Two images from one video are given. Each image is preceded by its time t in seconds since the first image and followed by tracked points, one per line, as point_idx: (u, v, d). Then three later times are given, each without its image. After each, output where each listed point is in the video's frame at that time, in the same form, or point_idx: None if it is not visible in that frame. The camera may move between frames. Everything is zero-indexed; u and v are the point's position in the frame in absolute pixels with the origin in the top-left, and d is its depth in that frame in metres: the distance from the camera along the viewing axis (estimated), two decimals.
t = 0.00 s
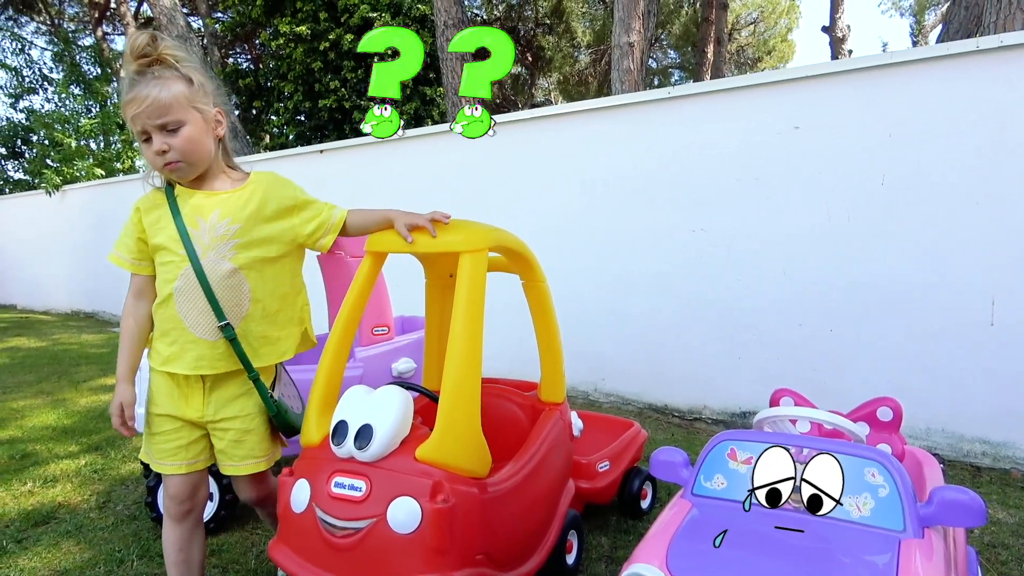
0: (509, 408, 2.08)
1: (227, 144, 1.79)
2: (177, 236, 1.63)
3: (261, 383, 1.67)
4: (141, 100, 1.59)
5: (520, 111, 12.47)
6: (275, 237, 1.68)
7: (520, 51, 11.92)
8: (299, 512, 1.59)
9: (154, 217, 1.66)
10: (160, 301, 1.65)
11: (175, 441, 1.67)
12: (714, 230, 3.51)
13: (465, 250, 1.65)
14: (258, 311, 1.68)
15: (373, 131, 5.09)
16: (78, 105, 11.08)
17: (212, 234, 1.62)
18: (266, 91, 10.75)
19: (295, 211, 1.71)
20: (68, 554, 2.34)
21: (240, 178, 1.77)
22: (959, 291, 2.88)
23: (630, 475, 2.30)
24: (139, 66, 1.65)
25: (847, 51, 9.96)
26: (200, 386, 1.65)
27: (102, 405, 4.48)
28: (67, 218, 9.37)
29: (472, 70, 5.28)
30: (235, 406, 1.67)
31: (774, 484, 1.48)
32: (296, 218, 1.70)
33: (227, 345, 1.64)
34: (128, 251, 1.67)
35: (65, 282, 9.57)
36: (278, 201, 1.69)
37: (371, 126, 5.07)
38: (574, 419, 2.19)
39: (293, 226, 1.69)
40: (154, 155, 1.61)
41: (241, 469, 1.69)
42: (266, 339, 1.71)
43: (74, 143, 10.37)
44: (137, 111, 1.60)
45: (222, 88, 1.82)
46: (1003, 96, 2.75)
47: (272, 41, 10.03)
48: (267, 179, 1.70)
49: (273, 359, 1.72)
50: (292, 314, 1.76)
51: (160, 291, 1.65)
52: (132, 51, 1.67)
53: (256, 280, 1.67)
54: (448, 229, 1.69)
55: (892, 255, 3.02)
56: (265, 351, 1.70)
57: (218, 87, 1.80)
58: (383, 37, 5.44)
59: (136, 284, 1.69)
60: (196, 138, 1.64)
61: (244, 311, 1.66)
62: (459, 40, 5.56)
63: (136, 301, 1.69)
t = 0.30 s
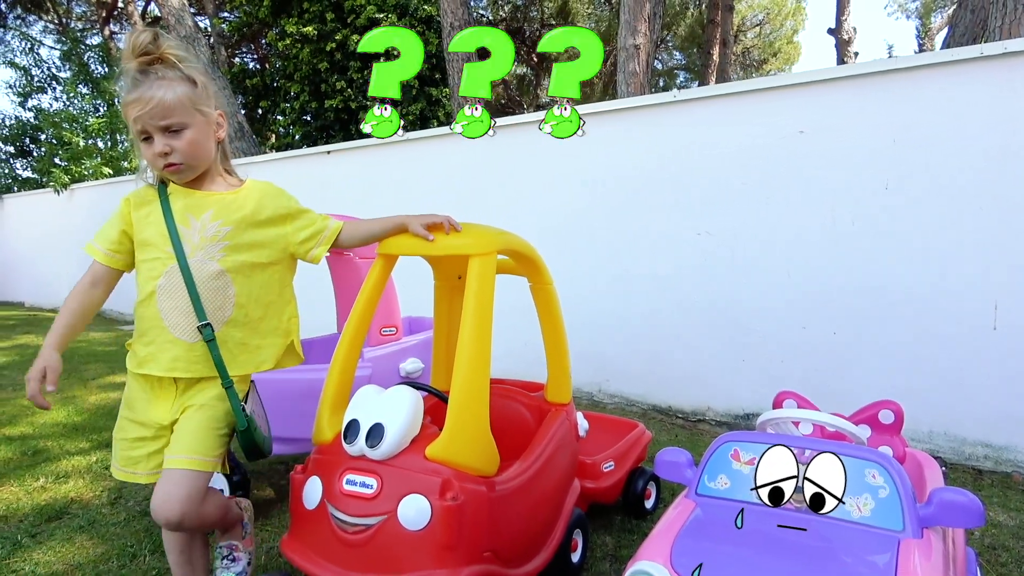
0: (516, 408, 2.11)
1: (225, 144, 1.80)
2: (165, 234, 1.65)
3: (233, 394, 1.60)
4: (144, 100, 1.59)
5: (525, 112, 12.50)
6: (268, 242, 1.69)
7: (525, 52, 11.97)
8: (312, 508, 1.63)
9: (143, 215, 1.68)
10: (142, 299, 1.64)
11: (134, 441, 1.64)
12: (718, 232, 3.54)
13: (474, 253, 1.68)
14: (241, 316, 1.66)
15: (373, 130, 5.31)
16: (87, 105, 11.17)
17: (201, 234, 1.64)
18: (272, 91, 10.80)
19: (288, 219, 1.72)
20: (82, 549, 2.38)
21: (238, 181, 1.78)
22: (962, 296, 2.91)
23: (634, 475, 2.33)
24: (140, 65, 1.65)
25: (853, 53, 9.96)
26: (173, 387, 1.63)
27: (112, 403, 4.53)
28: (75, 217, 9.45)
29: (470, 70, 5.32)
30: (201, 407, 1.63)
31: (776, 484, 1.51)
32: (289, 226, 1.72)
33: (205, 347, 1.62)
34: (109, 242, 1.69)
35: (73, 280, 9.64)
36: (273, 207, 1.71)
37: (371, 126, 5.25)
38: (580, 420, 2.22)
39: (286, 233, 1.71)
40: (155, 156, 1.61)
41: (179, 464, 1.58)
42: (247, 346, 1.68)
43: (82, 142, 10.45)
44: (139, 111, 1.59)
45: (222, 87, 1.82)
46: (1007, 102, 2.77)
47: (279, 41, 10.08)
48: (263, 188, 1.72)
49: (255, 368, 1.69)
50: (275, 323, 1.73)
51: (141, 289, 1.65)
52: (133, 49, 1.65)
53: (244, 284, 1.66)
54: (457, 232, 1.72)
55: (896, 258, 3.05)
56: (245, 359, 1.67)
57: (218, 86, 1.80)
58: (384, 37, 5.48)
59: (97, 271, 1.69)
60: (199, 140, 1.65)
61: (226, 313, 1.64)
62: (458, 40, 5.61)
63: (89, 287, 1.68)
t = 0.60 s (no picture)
0: (525, 407, 2.16)
1: (222, 147, 1.76)
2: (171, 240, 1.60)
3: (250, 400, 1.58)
4: (143, 110, 1.52)
5: (529, 111, 12.54)
6: (276, 245, 1.66)
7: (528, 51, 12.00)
8: (328, 505, 1.68)
9: (144, 218, 1.61)
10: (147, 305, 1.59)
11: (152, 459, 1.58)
12: (722, 232, 3.57)
13: (484, 256, 1.72)
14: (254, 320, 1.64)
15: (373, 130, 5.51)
16: (93, 108, 11.24)
17: (211, 238, 1.61)
18: (277, 93, 10.85)
19: (293, 220, 1.70)
20: (101, 547, 2.43)
21: (239, 184, 1.75)
22: (965, 293, 2.94)
23: (641, 472, 2.38)
24: (130, 73, 1.57)
25: (857, 50, 9.96)
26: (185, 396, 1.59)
27: (123, 404, 4.59)
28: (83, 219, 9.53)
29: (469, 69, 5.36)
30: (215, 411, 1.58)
31: (781, 480, 1.53)
32: (295, 227, 1.69)
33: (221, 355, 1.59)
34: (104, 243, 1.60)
35: (81, 282, 9.72)
36: (277, 210, 1.68)
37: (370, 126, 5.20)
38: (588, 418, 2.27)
39: (292, 235, 1.68)
40: (159, 166, 1.55)
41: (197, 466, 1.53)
42: (258, 353, 1.65)
43: (89, 146, 10.52)
44: (137, 122, 1.53)
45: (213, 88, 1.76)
46: (1007, 101, 2.80)
47: (283, 43, 10.12)
48: (267, 192, 1.69)
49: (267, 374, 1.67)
50: (285, 327, 1.70)
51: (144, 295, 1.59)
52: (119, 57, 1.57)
53: (255, 288, 1.64)
54: (467, 235, 1.76)
55: (899, 257, 3.08)
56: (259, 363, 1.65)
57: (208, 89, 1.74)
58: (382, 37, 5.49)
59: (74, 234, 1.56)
60: (202, 147, 1.61)
61: (239, 318, 1.62)
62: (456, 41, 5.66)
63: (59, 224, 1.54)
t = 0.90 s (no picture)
0: (533, 405, 2.21)
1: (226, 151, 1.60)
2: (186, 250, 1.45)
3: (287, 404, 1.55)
4: (141, 116, 1.37)
5: (534, 110, 12.59)
6: (292, 251, 1.56)
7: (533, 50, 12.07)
8: (343, 499, 1.73)
9: (151, 228, 1.45)
10: (163, 325, 1.44)
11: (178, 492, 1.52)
12: (727, 233, 3.61)
13: (494, 258, 1.77)
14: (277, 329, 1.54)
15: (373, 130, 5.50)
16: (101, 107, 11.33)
17: (229, 247, 1.48)
18: (283, 92, 10.92)
19: (303, 222, 1.60)
20: (119, 541, 2.49)
21: (246, 189, 1.61)
22: (966, 294, 2.97)
23: (646, 469, 2.42)
24: (124, 76, 1.41)
25: (862, 49, 9.98)
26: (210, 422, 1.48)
27: (135, 401, 4.66)
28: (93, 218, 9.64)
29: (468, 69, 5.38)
30: (251, 445, 1.50)
31: (784, 476, 1.55)
32: (306, 231, 1.59)
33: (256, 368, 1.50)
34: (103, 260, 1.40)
35: (90, 280, 9.82)
36: (287, 213, 1.58)
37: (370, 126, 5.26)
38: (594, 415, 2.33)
39: (305, 240, 1.58)
40: (161, 178, 1.40)
41: (236, 516, 1.49)
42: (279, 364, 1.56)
43: (97, 145, 10.60)
44: (135, 129, 1.37)
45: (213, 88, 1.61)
46: (1008, 104, 2.84)
47: (289, 43, 10.19)
48: (273, 193, 1.59)
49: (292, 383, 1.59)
50: (296, 337, 1.61)
51: (160, 312, 1.44)
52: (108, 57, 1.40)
53: (276, 298, 1.53)
54: (478, 238, 1.82)
55: (901, 259, 3.12)
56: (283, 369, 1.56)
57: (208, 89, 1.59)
58: (383, 37, 5.50)
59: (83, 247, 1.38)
60: (207, 155, 1.45)
61: (263, 326, 1.51)
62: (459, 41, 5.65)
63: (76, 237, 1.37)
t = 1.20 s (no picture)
0: (540, 405, 2.26)
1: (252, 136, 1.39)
2: (219, 244, 1.21)
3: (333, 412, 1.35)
4: (161, 84, 1.17)
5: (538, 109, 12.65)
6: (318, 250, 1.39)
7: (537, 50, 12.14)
8: (356, 495, 1.79)
9: (175, 222, 1.19)
10: (201, 335, 1.20)
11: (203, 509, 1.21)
12: (731, 234, 3.65)
13: (503, 262, 1.83)
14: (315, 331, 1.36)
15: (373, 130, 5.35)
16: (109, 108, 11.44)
17: (264, 240, 1.28)
18: (289, 92, 10.99)
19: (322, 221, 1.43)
20: (136, 536, 2.56)
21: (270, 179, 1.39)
22: (966, 295, 3.01)
23: (650, 467, 2.48)
24: (142, 42, 1.21)
25: (867, 48, 9.99)
26: (245, 433, 1.23)
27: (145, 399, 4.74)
28: (101, 218, 9.75)
29: (467, 70, 5.41)
30: (294, 455, 1.30)
31: (783, 472, 1.58)
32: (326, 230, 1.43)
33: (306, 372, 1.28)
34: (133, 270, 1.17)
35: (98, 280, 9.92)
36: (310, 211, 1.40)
37: (371, 127, 5.33)
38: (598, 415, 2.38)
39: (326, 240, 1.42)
40: (182, 153, 1.18)
41: (278, 529, 1.29)
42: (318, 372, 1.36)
43: (105, 145, 10.68)
44: (154, 99, 1.17)
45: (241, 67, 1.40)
46: (1008, 108, 2.88)
47: (294, 43, 10.25)
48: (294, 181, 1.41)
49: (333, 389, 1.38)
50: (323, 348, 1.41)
51: (198, 322, 1.20)
52: (126, 23, 1.21)
53: (311, 301, 1.35)
54: (487, 243, 1.87)
55: (903, 260, 3.16)
56: (326, 372, 1.37)
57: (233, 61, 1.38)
58: (382, 36, 5.30)
59: (142, 310, 1.20)
60: (234, 130, 1.24)
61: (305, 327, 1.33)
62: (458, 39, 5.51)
63: (146, 329, 1.20)
